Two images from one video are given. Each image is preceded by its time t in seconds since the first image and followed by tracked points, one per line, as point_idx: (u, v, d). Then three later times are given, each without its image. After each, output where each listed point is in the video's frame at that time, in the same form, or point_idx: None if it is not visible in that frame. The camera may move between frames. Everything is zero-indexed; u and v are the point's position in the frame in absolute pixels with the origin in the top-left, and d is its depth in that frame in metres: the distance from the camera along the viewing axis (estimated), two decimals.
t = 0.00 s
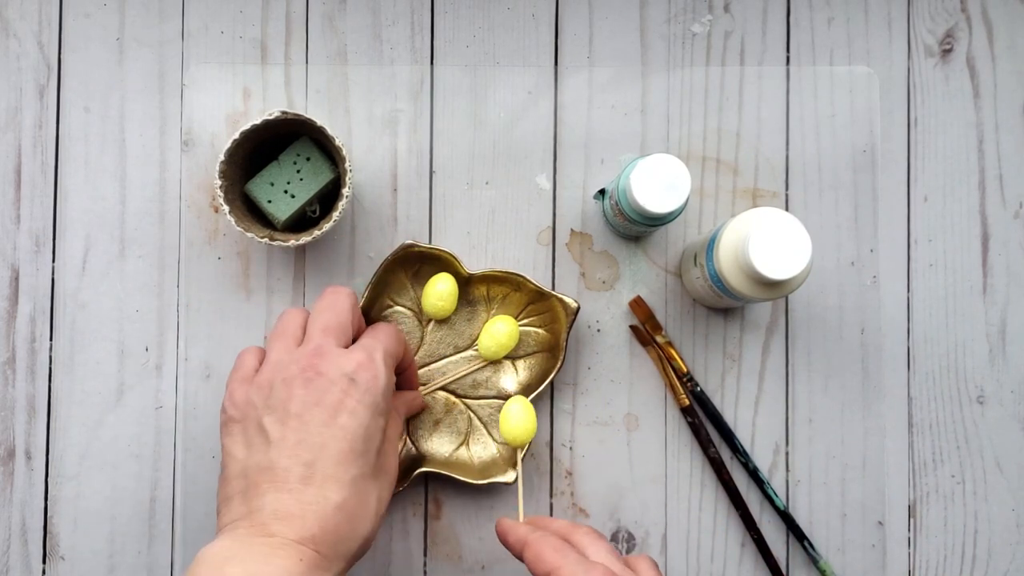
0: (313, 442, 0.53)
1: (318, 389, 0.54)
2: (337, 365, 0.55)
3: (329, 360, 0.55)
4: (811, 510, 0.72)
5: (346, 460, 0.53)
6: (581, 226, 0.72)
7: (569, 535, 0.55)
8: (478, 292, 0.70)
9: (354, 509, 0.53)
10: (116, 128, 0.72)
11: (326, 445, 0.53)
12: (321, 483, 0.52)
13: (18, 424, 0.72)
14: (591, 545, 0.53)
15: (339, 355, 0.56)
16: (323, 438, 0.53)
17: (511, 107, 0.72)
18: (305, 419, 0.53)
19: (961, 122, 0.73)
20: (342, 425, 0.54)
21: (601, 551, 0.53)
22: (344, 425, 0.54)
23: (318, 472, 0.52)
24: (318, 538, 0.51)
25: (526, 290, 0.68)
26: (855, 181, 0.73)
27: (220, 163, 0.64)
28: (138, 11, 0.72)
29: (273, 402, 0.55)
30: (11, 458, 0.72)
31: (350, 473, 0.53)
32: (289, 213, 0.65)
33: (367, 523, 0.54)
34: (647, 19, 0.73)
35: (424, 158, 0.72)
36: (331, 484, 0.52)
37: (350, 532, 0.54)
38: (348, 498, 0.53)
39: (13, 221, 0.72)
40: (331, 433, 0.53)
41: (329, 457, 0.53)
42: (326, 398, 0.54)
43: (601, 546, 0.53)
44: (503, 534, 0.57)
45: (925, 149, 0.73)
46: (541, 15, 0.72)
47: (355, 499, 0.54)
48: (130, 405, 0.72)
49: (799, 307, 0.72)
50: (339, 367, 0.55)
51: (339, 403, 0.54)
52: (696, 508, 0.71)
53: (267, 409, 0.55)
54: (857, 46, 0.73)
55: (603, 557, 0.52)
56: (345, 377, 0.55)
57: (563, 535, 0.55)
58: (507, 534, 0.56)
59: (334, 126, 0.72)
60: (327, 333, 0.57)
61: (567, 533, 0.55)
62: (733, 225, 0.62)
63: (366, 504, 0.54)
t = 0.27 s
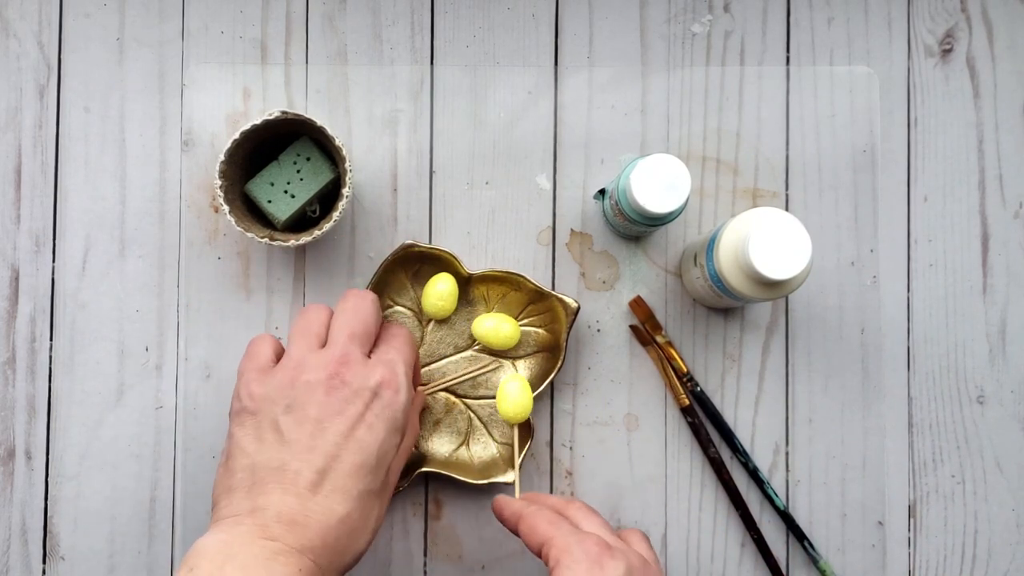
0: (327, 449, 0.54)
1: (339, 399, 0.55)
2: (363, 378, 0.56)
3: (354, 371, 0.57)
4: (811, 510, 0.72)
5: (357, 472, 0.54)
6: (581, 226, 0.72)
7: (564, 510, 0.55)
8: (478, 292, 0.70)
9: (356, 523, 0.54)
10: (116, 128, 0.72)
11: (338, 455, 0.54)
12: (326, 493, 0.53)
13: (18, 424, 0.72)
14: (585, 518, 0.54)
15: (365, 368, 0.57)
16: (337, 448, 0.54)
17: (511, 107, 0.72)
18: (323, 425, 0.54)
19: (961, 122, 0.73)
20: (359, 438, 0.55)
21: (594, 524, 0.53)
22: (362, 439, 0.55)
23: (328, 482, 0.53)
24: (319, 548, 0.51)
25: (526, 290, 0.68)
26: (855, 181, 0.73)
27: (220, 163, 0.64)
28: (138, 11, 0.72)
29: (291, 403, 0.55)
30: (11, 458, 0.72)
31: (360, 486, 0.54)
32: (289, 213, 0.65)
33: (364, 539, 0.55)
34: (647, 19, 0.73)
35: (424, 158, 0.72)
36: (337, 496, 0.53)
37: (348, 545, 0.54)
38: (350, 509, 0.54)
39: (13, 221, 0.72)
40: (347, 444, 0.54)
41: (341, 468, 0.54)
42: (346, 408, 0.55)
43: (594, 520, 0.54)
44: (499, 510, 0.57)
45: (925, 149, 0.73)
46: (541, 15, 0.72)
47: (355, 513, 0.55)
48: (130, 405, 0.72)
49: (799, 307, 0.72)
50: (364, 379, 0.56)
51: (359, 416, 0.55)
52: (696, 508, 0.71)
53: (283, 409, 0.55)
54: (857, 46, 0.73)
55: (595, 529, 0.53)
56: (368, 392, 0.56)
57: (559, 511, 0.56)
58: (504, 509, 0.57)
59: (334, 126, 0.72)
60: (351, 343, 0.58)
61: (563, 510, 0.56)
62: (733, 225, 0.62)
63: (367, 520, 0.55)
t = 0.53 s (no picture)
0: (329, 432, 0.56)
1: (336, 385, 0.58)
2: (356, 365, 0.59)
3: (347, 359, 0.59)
4: (811, 510, 0.72)
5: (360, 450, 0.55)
6: (581, 226, 0.72)
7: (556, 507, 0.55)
8: (478, 292, 0.70)
9: (365, 501, 0.54)
10: (116, 128, 0.72)
11: (342, 436, 0.55)
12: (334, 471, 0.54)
13: (18, 424, 0.72)
14: (577, 514, 0.54)
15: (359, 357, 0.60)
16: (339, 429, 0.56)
17: (511, 107, 0.72)
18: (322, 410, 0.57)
19: (961, 122, 0.73)
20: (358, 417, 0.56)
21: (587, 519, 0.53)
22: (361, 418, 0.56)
23: (332, 461, 0.54)
24: (329, 528, 0.51)
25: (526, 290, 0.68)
26: (855, 181, 0.73)
27: (220, 163, 0.64)
28: (138, 11, 0.72)
29: (290, 396, 0.58)
30: (11, 458, 0.72)
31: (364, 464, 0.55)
32: (290, 213, 0.65)
33: (375, 519, 0.54)
34: (647, 19, 0.73)
35: (424, 158, 0.72)
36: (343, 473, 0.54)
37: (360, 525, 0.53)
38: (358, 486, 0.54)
39: (13, 221, 0.72)
40: (348, 424, 0.56)
41: (344, 446, 0.55)
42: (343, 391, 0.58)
43: (586, 515, 0.54)
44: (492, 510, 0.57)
45: (925, 149, 0.73)
46: (541, 15, 0.72)
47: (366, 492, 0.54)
48: (130, 405, 0.72)
49: (799, 307, 0.72)
50: (357, 364, 0.59)
51: (356, 398, 0.57)
52: (696, 508, 0.71)
53: (283, 402, 0.58)
54: (857, 46, 0.73)
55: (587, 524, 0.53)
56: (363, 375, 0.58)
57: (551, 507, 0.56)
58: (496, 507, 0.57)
59: (334, 126, 0.72)
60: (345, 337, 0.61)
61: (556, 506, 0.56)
62: (734, 224, 0.62)
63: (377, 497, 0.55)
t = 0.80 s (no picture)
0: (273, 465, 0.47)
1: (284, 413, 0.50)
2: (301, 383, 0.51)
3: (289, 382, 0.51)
4: (811, 510, 0.72)
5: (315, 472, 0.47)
6: (581, 226, 0.72)
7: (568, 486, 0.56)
8: (478, 292, 0.70)
9: (322, 529, 0.45)
10: (116, 128, 0.72)
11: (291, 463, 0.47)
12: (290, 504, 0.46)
13: (18, 424, 0.72)
14: (592, 493, 0.55)
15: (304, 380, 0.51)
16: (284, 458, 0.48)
17: (511, 107, 0.72)
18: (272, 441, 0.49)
19: (961, 122, 0.73)
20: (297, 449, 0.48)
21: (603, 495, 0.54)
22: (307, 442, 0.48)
23: (280, 499, 0.46)
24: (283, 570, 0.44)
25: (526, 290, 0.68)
26: (855, 181, 0.73)
27: (220, 163, 0.64)
28: (138, 11, 0.72)
29: (240, 445, 0.51)
30: (11, 458, 0.72)
31: (316, 490, 0.46)
32: (289, 213, 0.65)
33: (344, 546, 0.45)
34: (647, 19, 0.73)
35: (424, 158, 0.72)
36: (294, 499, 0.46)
37: (316, 556, 0.45)
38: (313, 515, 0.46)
39: (13, 221, 0.72)
40: (292, 454, 0.48)
41: (291, 478, 0.47)
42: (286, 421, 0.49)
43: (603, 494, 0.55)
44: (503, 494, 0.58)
45: (926, 149, 0.73)
46: (541, 15, 0.72)
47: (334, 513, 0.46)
48: (130, 405, 0.72)
49: (799, 307, 0.72)
50: (296, 392, 0.51)
51: (300, 424, 0.49)
52: (696, 508, 0.71)
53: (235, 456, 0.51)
54: (857, 46, 0.73)
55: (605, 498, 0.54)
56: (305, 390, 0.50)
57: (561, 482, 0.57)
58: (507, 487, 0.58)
59: (334, 126, 0.72)
60: (296, 363, 0.53)
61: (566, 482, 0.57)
62: (734, 224, 0.62)
63: (329, 520, 0.45)
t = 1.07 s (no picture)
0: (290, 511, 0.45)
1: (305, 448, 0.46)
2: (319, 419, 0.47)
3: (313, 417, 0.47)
4: (811, 510, 0.72)
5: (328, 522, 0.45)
6: (581, 226, 0.72)
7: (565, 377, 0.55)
8: (478, 293, 0.70)
9: None
10: (116, 128, 0.72)
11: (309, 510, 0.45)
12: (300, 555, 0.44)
13: (18, 424, 0.72)
14: (588, 360, 0.54)
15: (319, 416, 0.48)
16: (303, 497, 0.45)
17: (511, 107, 0.72)
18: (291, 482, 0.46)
19: (961, 122, 0.73)
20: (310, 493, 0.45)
21: (604, 363, 0.53)
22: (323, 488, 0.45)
23: (285, 541, 0.45)
24: None
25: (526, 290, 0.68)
26: (855, 181, 0.73)
27: (220, 163, 0.64)
28: (138, 11, 0.72)
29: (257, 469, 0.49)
30: (11, 458, 0.72)
31: (323, 534, 0.45)
32: (290, 213, 0.65)
33: None
34: (647, 19, 0.73)
35: (424, 158, 0.72)
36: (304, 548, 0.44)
37: None
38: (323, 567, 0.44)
39: (13, 221, 0.72)
40: (300, 494, 0.46)
41: (297, 521, 0.45)
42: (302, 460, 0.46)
43: (597, 358, 0.54)
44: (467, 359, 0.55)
45: (926, 149, 0.73)
46: (541, 15, 0.72)
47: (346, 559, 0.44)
48: (130, 405, 0.72)
49: (799, 307, 0.72)
50: (310, 421, 0.48)
51: (310, 462, 0.47)
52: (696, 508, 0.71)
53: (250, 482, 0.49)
54: (858, 46, 0.73)
55: (607, 369, 0.53)
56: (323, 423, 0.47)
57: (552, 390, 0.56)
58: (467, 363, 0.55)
59: (334, 126, 0.72)
60: (321, 383, 0.51)
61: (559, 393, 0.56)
62: (734, 224, 0.62)
63: (330, 574, 0.44)
